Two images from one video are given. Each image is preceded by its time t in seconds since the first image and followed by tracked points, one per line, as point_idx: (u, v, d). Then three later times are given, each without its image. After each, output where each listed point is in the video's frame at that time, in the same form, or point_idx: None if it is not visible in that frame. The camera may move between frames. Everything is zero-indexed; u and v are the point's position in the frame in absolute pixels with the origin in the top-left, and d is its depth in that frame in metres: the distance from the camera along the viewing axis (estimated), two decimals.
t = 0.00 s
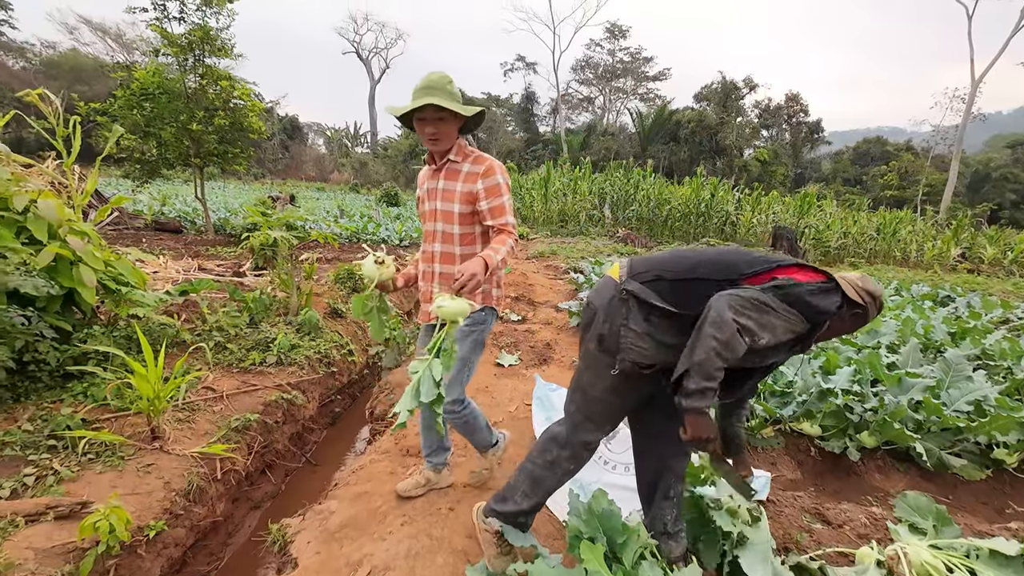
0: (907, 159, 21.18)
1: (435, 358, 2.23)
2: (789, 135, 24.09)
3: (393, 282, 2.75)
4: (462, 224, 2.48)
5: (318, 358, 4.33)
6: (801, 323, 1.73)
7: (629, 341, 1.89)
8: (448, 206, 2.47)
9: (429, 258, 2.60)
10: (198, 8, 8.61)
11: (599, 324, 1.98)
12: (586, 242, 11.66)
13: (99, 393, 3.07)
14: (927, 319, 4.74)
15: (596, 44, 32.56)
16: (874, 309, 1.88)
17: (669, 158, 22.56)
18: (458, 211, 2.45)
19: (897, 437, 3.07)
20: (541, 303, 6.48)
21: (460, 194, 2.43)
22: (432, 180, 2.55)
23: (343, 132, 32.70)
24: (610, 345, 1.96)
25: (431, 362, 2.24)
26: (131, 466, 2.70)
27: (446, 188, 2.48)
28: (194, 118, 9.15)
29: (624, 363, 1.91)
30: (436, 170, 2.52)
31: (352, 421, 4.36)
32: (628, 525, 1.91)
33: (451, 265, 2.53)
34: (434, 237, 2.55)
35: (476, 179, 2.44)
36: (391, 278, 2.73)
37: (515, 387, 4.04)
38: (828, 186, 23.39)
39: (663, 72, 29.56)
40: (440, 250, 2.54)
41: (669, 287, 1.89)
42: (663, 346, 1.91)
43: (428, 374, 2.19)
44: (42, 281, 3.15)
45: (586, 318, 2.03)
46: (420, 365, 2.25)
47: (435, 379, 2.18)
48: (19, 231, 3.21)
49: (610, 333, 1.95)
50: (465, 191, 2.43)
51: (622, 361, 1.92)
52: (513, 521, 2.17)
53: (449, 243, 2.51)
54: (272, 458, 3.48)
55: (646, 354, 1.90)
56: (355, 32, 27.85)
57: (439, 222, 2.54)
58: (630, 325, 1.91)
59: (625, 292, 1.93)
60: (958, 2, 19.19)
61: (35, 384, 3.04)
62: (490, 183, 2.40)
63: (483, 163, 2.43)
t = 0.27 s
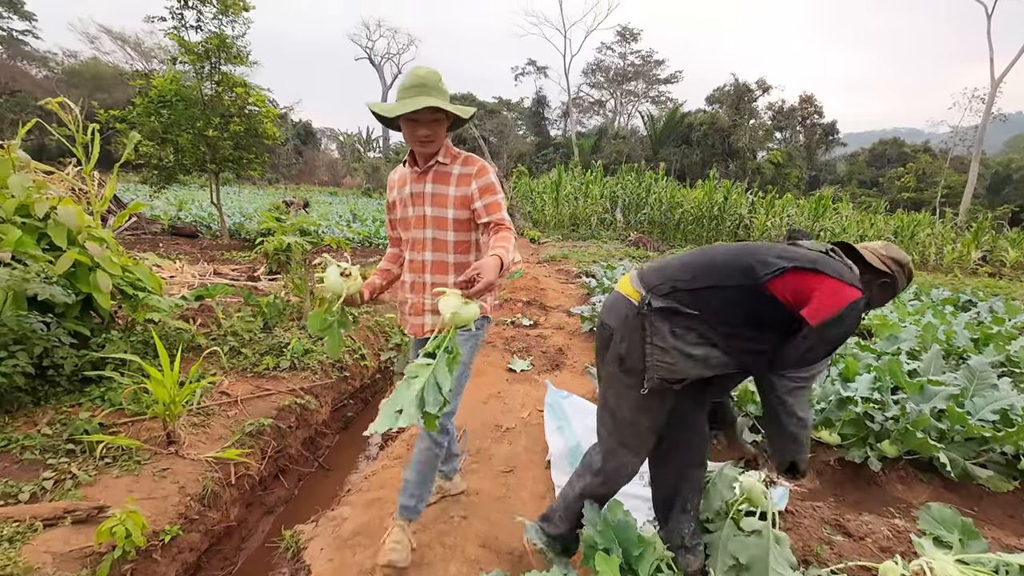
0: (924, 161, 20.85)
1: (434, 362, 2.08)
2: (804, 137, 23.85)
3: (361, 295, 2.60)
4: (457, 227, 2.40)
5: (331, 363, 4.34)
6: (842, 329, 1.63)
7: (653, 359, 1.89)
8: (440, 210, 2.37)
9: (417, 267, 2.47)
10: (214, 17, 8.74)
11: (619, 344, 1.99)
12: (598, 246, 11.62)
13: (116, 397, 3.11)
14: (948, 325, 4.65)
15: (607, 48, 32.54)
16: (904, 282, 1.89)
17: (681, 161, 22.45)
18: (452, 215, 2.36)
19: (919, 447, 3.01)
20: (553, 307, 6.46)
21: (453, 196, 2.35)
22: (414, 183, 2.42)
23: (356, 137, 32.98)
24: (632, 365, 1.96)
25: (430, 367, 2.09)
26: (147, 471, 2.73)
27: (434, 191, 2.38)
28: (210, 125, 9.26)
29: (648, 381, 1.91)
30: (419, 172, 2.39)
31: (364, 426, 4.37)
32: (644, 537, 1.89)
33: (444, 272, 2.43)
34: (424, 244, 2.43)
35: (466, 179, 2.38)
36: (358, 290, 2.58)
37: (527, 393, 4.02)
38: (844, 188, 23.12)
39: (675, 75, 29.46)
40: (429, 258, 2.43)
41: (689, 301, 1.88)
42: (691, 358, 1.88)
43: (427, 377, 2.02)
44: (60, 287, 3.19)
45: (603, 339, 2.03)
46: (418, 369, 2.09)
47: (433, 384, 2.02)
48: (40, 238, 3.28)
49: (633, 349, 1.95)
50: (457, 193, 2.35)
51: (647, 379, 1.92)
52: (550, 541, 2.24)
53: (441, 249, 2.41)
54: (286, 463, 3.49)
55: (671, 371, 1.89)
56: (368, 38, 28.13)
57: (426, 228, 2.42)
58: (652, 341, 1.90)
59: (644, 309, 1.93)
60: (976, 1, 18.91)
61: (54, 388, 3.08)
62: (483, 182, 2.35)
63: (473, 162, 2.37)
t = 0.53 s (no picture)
0: (937, 162, 20.63)
1: (467, 417, 1.80)
2: (814, 139, 23.68)
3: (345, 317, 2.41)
4: (450, 245, 2.25)
5: (340, 366, 4.36)
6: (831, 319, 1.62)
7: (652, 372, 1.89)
8: (433, 225, 2.24)
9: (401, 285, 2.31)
10: (226, 23, 8.85)
11: (614, 361, 1.99)
12: (606, 248, 11.61)
13: (130, 399, 3.14)
14: (964, 328, 4.60)
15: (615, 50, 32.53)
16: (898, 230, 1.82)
17: (689, 164, 22.38)
18: (446, 232, 2.23)
19: (936, 452, 2.98)
20: (562, 310, 6.45)
21: (449, 211, 2.21)
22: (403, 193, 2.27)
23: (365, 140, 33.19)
24: (628, 384, 1.97)
25: (463, 425, 1.79)
26: (159, 472, 2.75)
27: (427, 204, 2.23)
28: (221, 129, 9.36)
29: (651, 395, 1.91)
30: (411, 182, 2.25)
31: (374, 429, 4.38)
32: (657, 543, 1.87)
33: (430, 293, 2.28)
34: (411, 261, 2.27)
35: (464, 195, 2.25)
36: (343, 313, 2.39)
37: (537, 396, 4.01)
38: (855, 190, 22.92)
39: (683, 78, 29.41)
40: (416, 276, 2.28)
41: (678, 310, 1.88)
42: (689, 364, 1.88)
43: (465, 443, 1.74)
44: (75, 289, 3.22)
45: (594, 361, 2.03)
46: (451, 429, 1.77)
47: (474, 450, 1.74)
48: (56, 241, 3.31)
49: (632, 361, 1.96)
50: (453, 208, 2.22)
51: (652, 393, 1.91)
52: (577, 554, 2.19)
53: (429, 268, 2.26)
54: (296, 465, 3.50)
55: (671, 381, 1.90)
56: (377, 43, 28.33)
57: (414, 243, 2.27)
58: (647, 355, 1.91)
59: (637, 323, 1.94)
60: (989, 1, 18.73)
61: (69, 391, 3.11)
62: (483, 199, 2.22)
63: (472, 176, 2.24)
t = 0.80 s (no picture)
0: (946, 163, 20.46)
1: (465, 452, 1.58)
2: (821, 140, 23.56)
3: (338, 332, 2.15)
4: (445, 245, 2.07)
5: (347, 367, 4.39)
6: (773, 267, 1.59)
7: (628, 376, 1.84)
8: (427, 222, 2.05)
9: (389, 291, 2.10)
10: (234, 26, 8.92)
11: (588, 370, 1.93)
12: (612, 250, 11.60)
13: (138, 399, 3.16)
14: (974, 330, 4.56)
15: (621, 52, 32.53)
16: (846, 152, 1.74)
17: (696, 165, 22.33)
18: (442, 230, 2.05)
19: (946, 455, 2.97)
20: (568, 311, 6.45)
21: (446, 207, 2.03)
22: (390, 186, 2.07)
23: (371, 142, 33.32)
24: (606, 391, 1.89)
25: (460, 460, 1.57)
26: (167, 472, 2.77)
27: (419, 198, 2.03)
28: (229, 132, 9.43)
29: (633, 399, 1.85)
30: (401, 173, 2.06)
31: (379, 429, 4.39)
32: (663, 545, 1.86)
33: (421, 300, 2.09)
34: (401, 263, 2.07)
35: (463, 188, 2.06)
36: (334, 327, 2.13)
37: (542, 398, 4.01)
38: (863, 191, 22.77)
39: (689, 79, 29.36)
40: (406, 280, 2.08)
41: (630, 310, 1.83)
42: (664, 361, 1.82)
43: (459, 483, 1.51)
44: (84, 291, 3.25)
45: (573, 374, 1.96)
46: (445, 463, 1.55)
47: (469, 494, 1.52)
48: (67, 243, 3.36)
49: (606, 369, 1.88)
50: (450, 204, 2.03)
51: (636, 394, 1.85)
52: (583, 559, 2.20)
53: (421, 271, 2.07)
54: (302, 465, 3.52)
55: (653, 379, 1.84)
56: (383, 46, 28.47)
57: (405, 243, 2.08)
58: (620, 360, 1.85)
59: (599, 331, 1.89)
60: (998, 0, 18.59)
61: (79, 391, 3.14)
62: (483, 193, 2.03)
63: (471, 168, 2.05)
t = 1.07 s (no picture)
0: (953, 163, 20.34)
1: (463, 468, 1.46)
2: (827, 139, 23.46)
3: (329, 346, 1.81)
4: (445, 239, 1.99)
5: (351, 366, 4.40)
6: (728, 206, 1.59)
7: (627, 363, 1.83)
8: (426, 216, 1.95)
9: (387, 294, 1.97)
10: (239, 28, 8.97)
11: (586, 362, 1.94)
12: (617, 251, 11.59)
13: (144, 396, 3.18)
14: (981, 330, 4.53)
15: (625, 52, 32.49)
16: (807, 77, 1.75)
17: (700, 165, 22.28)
18: (442, 223, 1.97)
19: (952, 455, 2.96)
20: (572, 311, 6.45)
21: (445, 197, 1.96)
22: (382, 177, 1.92)
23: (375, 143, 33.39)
24: (605, 376, 1.88)
25: (457, 477, 1.46)
26: (173, 469, 2.79)
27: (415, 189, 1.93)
28: (235, 133, 9.47)
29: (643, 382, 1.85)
30: (392, 163, 1.93)
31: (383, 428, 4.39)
32: (666, 542, 1.86)
33: (422, 301, 1.99)
34: (399, 261, 1.96)
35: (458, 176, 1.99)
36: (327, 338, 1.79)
37: (546, 397, 4.01)
38: (869, 191, 22.67)
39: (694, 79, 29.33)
40: (406, 280, 1.97)
41: (618, 298, 1.87)
42: (658, 339, 1.82)
43: (455, 504, 1.41)
44: (92, 289, 3.27)
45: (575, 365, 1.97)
46: (441, 480, 1.44)
47: (465, 516, 1.41)
48: (74, 242, 3.37)
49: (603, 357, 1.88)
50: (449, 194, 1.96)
51: (648, 376, 1.85)
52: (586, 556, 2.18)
53: (421, 269, 1.97)
54: (307, 463, 3.54)
55: (653, 361, 1.83)
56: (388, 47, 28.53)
57: (401, 240, 1.96)
58: (615, 349, 1.85)
59: (593, 326, 1.90)
60: None
61: (85, 388, 3.15)
62: (481, 181, 1.98)
63: (467, 155, 1.98)
